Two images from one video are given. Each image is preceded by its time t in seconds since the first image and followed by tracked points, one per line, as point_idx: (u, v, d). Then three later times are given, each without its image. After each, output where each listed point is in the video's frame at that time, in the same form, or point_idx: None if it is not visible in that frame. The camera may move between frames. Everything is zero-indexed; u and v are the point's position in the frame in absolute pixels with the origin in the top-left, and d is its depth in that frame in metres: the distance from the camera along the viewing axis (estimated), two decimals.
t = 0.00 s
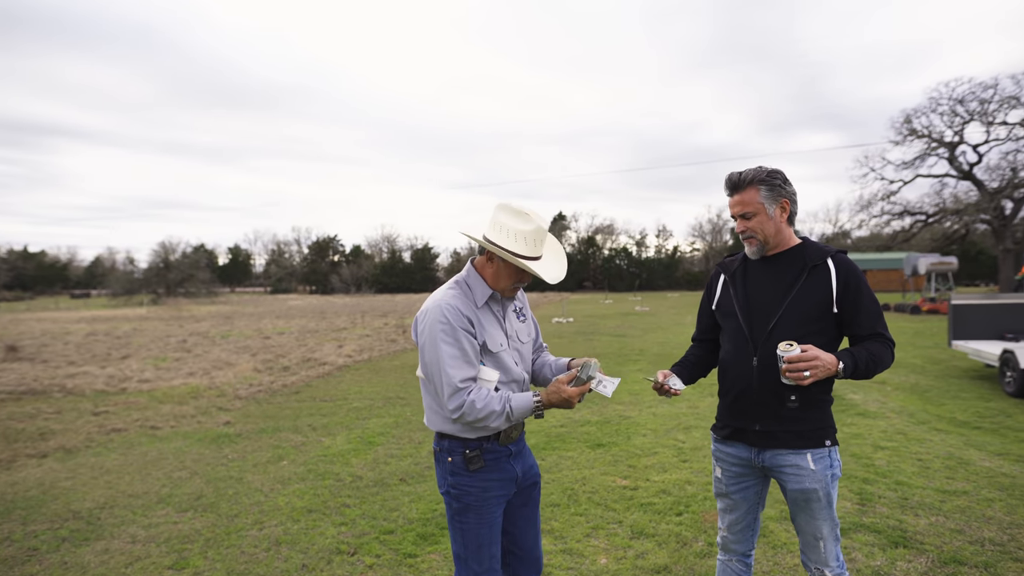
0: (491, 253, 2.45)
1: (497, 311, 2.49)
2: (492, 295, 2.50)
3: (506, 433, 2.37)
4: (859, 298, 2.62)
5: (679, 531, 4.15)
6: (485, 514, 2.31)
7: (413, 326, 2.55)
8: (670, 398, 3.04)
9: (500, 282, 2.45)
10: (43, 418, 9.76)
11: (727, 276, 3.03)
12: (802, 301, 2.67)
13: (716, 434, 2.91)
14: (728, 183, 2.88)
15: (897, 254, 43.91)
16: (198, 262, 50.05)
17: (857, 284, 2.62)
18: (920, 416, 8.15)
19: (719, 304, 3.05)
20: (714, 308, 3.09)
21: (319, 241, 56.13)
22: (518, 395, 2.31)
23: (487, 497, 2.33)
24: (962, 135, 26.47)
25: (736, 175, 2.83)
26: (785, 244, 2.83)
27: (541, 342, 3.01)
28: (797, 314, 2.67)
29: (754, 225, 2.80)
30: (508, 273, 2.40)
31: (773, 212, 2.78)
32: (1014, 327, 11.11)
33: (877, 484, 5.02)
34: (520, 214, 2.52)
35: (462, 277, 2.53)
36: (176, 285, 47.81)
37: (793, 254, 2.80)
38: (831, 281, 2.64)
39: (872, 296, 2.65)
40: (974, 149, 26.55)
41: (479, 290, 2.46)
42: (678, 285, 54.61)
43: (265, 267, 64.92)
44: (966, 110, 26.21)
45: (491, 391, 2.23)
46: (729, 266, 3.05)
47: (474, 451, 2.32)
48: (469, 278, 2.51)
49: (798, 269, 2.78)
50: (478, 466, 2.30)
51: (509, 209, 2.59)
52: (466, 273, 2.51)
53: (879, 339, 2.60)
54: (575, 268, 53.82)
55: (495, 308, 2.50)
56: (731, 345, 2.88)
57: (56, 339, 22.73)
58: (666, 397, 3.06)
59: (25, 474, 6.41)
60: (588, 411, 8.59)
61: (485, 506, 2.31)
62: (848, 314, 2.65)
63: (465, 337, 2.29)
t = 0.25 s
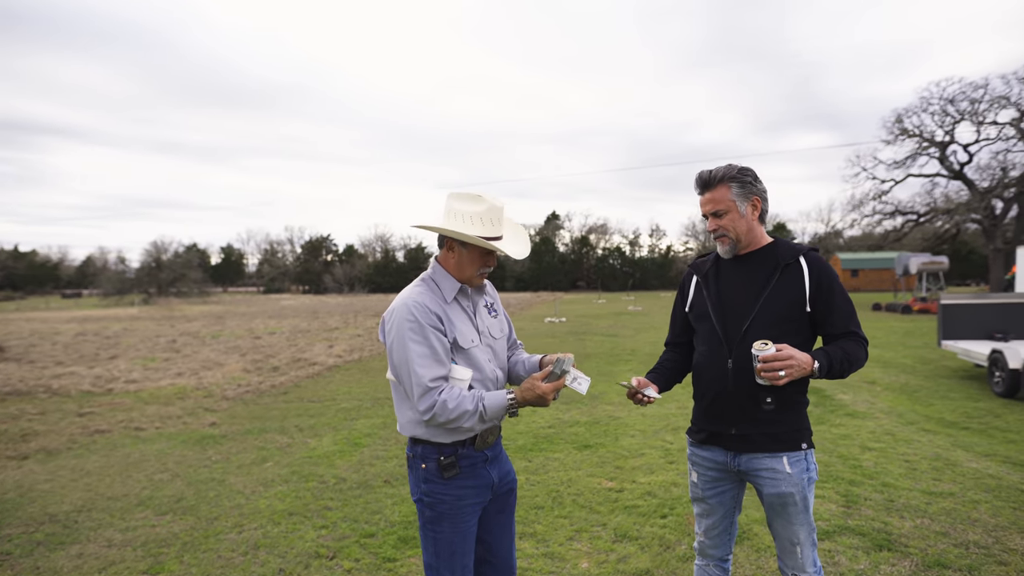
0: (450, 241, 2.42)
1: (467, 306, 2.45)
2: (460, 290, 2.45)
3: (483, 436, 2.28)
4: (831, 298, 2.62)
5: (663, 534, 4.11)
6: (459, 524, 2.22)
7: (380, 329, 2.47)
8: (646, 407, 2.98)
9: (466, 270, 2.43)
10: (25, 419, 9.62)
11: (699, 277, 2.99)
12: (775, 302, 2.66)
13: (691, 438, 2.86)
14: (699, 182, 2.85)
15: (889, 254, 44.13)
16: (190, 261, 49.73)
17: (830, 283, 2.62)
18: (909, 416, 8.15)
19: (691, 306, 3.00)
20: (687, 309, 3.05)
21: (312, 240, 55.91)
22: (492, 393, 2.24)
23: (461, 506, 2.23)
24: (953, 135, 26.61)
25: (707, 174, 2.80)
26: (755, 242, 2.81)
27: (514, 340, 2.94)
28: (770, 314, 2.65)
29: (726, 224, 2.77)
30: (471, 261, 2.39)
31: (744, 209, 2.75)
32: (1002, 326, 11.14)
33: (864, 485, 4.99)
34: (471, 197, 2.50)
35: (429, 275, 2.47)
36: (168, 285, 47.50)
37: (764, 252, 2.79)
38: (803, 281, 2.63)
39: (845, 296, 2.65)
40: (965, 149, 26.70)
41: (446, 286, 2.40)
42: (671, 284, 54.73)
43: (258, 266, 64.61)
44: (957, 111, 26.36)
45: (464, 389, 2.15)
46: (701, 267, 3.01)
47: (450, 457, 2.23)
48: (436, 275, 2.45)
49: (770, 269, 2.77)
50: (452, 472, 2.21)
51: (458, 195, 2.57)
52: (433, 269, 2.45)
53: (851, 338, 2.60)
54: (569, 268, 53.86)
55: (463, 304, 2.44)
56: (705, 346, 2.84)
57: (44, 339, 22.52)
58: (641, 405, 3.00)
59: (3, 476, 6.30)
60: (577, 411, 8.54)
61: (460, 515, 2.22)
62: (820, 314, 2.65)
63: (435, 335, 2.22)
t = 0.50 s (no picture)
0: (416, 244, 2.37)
1: (433, 308, 2.41)
2: (426, 291, 2.40)
3: (449, 441, 2.23)
4: (803, 296, 2.60)
5: (645, 538, 4.05)
6: (423, 532, 2.18)
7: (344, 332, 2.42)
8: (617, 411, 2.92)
9: (431, 273, 2.39)
10: (8, 421, 9.49)
11: (672, 278, 2.94)
12: (747, 302, 2.62)
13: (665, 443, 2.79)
14: (668, 181, 2.82)
15: (882, 254, 44.32)
16: (183, 262, 49.46)
17: (802, 282, 2.59)
18: (898, 416, 8.13)
19: (664, 308, 2.95)
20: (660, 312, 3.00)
21: (307, 240, 55.70)
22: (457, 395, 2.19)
23: (427, 514, 2.19)
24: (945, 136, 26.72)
25: (675, 172, 2.78)
26: (726, 242, 2.79)
27: (487, 342, 2.90)
28: (743, 314, 2.61)
29: (696, 223, 2.74)
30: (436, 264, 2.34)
31: (714, 208, 2.73)
32: (992, 326, 11.15)
33: (851, 487, 4.95)
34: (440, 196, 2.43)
35: (394, 276, 2.42)
36: (161, 284, 47.25)
37: (735, 252, 2.77)
38: (776, 280, 2.61)
39: (816, 295, 2.63)
40: (957, 150, 26.81)
41: (411, 287, 2.35)
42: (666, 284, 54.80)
43: (252, 266, 64.31)
44: (949, 112, 26.47)
45: (426, 393, 2.11)
46: (673, 268, 2.97)
47: (414, 464, 2.19)
48: (401, 276, 2.40)
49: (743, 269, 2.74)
50: (417, 480, 2.17)
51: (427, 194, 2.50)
52: (398, 270, 2.41)
53: (824, 338, 2.58)
54: (564, 268, 53.89)
55: (428, 305, 2.40)
56: (678, 349, 2.78)
57: (33, 339, 22.30)
58: (613, 413, 2.93)
59: None
60: (566, 412, 8.48)
61: (425, 523, 2.18)
62: (794, 314, 2.62)
63: (396, 338, 2.19)
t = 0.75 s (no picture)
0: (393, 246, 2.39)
1: (410, 313, 2.44)
2: (402, 295, 2.43)
3: (428, 449, 2.22)
4: (790, 297, 2.55)
5: (636, 541, 4.00)
6: (403, 542, 2.15)
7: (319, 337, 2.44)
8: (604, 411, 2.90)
9: (407, 277, 2.43)
10: None
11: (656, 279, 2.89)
12: (733, 303, 2.58)
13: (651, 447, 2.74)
14: (653, 181, 2.79)
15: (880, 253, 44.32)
16: (181, 262, 49.38)
17: (789, 283, 2.55)
18: (895, 416, 8.09)
19: (649, 309, 2.91)
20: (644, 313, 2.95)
21: (305, 240, 55.62)
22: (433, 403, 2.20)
23: (406, 524, 2.17)
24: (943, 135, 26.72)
25: (659, 171, 2.74)
26: (712, 242, 2.75)
27: (467, 346, 2.92)
28: (729, 315, 2.57)
29: (681, 223, 2.71)
30: (413, 267, 2.37)
31: (699, 207, 2.70)
32: (990, 325, 11.10)
33: (846, 489, 4.90)
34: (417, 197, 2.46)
35: (369, 280, 2.44)
36: (159, 284, 47.17)
37: (721, 252, 2.72)
38: (762, 281, 2.57)
39: (804, 296, 2.58)
40: (955, 149, 26.81)
41: (386, 292, 2.37)
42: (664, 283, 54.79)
43: (250, 266, 64.24)
44: (947, 111, 26.46)
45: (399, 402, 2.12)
46: (658, 269, 2.92)
47: (392, 472, 2.17)
48: (377, 280, 2.42)
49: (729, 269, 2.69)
50: (394, 488, 2.15)
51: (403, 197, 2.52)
52: (374, 273, 2.43)
53: (812, 340, 2.53)
54: (562, 267, 53.86)
55: (404, 310, 2.42)
56: (662, 351, 2.74)
57: (29, 339, 22.22)
58: (600, 413, 2.90)
59: None
60: (561, 412, 8.42)
61: (404, 533, 2.15)
62: (780, 315, 2.57)
63: (370, 345, 2.21)
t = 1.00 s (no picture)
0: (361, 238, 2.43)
1: (383, 308, 2.49)
2: (374, 290, 2.49)
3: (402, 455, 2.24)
4: (781, 296, 2.48)
5: (626, 545, 3.93)
6: (374, 550, 2.17)
7: (288, 336, 2.46)
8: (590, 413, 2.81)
9: (379, 269, 2.47)
10: None
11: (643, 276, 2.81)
12: (721, 302, 2.50)
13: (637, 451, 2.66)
14: (644, 173, 2.70)
15: (875, 253, 44.43)
16: (176, 261, 49.06)
17: (779, 282, 2.47)
18: (889, 417, 8.04)
19: (635, 308, 2.83)
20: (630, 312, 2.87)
21: (300, 240, 55.36)
22: (407, 403, 2.21)
23: (378, 533, 2.19)
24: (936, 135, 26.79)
25: (652, 163, 2.65)
26: (702, 239, 2.67)
27: (447, 344, 2.96)
28: (716, 315, 2.49)
29: (671, 217, 2.63)
30: (384, 257, 2.42)
31: (691, 203, 2.62)
32: (984, 325, 11.07)
33: (839, 491, 4.83)
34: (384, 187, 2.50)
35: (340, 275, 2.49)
36: (153, 284, 46.88)
37: (711, 249, 2.65)
38: (752, 280, 2.49)
39: (794, 296, 2.51)
40: (948, 149, 26.88)
41: (358, 288, 2.43)
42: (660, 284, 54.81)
43: (245, 266, 63.91)
44: (940, 111, 26.53)
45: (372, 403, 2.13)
46: (645, 266, 2.85)
47: (363, 479, 2.18)
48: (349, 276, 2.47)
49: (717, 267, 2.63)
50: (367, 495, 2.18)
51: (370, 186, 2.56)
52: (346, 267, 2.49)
53: (802, 341, 2.46)
54: (558, 267, 53.81)
55: (377, 306, 2.47)
56: (647, 351, 2.66)
57: (19, 339, 21.98)
58: (588, 415, 2.82)
59: None
60: (554, 412, 8.33)
61: (376, 542, 2.17)
62: (770, 315, 2.50)
63: (341, 344, 2.23)
